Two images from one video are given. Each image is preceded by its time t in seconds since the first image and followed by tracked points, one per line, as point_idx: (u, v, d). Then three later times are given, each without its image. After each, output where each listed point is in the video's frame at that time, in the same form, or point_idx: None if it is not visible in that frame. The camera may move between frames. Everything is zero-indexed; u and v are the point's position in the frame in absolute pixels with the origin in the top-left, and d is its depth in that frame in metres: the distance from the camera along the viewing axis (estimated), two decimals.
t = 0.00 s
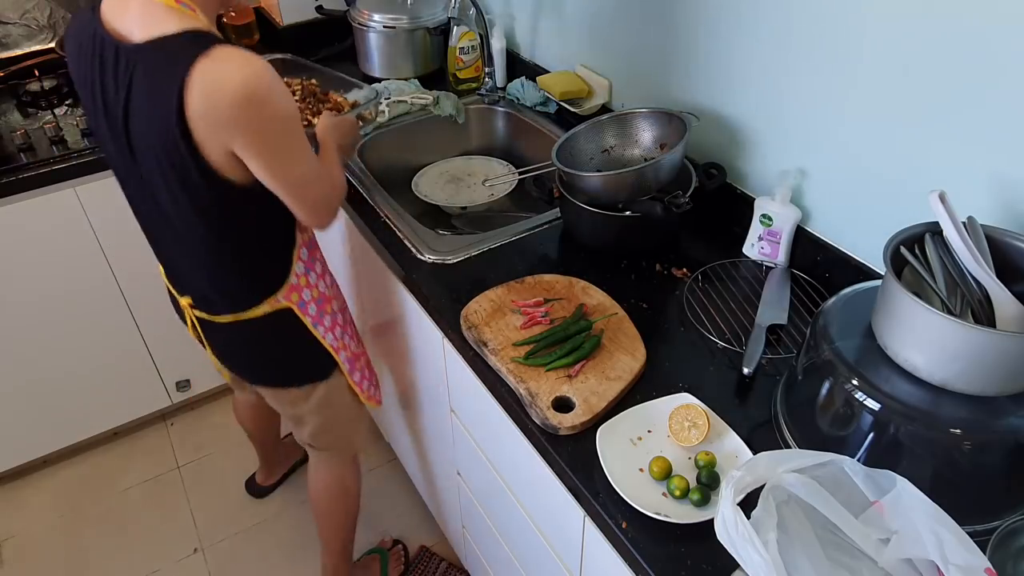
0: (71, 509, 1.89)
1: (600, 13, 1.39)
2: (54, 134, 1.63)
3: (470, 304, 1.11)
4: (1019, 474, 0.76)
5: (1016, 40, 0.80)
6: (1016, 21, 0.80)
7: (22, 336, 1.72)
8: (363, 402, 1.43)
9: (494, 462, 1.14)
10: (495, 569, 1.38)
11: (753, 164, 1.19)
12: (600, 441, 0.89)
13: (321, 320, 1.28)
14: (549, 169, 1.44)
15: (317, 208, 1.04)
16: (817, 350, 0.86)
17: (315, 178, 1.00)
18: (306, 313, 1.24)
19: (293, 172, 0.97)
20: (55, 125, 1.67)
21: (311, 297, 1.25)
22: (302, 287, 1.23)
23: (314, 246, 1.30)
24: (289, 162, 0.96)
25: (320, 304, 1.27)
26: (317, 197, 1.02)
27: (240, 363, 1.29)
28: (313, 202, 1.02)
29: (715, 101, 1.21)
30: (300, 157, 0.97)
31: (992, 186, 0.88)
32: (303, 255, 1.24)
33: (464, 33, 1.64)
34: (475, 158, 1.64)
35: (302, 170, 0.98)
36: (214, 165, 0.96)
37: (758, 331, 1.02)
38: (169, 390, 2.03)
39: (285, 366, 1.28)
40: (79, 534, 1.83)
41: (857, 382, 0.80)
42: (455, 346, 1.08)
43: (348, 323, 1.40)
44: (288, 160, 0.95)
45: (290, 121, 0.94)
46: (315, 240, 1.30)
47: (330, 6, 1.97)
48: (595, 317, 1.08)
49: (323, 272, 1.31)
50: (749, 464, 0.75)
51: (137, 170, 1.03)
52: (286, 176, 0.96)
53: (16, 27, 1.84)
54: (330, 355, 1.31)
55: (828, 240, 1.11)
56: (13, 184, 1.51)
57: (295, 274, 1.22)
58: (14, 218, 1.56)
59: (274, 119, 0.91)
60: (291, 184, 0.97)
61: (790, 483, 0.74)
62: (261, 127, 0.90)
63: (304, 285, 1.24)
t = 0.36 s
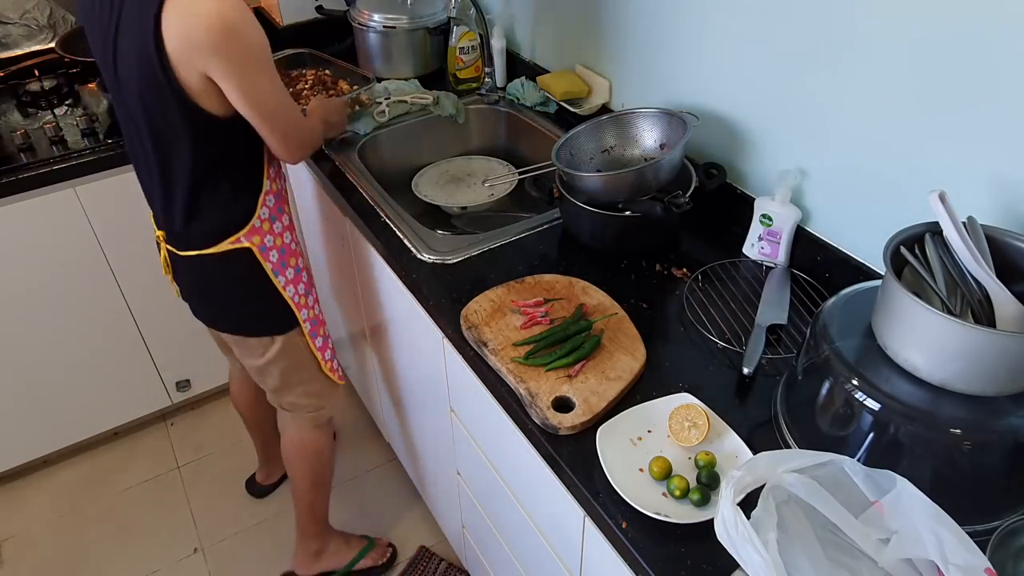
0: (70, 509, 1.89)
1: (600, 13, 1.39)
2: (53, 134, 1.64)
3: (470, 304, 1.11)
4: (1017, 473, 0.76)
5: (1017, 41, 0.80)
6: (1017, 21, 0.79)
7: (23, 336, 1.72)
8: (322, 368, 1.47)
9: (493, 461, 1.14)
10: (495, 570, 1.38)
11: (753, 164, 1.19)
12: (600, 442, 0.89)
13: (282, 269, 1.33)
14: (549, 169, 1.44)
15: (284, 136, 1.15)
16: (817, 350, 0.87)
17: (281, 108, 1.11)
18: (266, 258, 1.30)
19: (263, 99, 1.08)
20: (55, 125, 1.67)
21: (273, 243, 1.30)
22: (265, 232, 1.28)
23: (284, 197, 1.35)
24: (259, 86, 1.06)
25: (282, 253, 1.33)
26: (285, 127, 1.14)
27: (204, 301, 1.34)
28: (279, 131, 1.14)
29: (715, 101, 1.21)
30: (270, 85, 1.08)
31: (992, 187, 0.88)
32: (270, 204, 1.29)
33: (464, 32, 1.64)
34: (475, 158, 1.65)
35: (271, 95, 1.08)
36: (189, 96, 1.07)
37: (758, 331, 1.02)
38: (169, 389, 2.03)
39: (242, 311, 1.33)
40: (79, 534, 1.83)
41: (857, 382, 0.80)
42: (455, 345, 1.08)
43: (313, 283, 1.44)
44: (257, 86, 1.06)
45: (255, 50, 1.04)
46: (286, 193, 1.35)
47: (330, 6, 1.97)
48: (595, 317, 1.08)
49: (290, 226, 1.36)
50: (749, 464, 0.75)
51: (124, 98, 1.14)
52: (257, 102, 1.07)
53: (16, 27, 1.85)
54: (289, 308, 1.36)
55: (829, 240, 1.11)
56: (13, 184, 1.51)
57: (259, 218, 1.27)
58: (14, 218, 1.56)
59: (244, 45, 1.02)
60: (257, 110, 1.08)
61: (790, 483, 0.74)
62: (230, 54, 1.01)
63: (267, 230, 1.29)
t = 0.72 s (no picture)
0: (70, 509, 1.89)
1: (601, 12, 1.39)
2: (53, 134, 1.63)
3: (470, 304, 1.11)
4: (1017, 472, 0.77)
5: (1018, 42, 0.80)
6: (1018, 20, 0.79)
7: (23, 336, 1.72)
8: (314, 359, 1.46)
9: (493, 461, 1.14)
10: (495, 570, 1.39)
11: (752, 163, 1.19)
12: (600, 441, 0.89)
13: (275, 257, 1.32)
14: (549, 169, 1.44)
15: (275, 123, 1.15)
16: (817, 350, 0.87)
17: (273, 92, 1.11)
18: (259, 244, 1.29)
19: (251, 80, 1.08)
20: (54, 125, 1.67)
21: (267, 230, 1.29)
22: (259, 218, 1.28)
23: (282, 185, 1.35)
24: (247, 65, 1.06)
25: (276, 240, 1.32)
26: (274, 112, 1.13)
27: (197, 284, 1.34)
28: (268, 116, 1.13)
29: (715, 101, 1.21)
30: (259, 66, 1.08)
31: (993, 187, 0.88)
32: (265, 189, 1.28)
33: (464, 32, 1.64)
34: (475, 158, 1.65)
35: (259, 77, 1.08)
36: (181, 78, 1.08)
37: (758, 331, 1.02)
38: (169, 389, 2.03)
39: (236, 296, 1.32)
40: (79, 533, 1.83)
41: (857, 382, 0.80)
42: (454, 345, 1.08)
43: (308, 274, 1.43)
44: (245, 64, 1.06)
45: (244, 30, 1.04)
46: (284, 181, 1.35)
47: (330, 6, 1.97)
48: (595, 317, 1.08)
49: (287, 214, 1.35)
50: (749, 464, 0.75)
51: (122, 80, 1.15)
52: (244, 82, 1.07)
53: (16, 27, 1.84)
54: (280, 295, 1.35)
55: (828, 240, 1.11)
56: (13, 184, 1.51)
57: (253, 204, 1.26)
58: (14, 218, 1.56)
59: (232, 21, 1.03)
60: (245, 89, 1.07)
61: (790, 483, 0.74)
62: (217, 26, 1.01)
63: (261, 217, 1.28)
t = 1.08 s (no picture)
0: (70, 509, 1.89)
1: (602, 12, 1.39)
2: (53, 134, 1.63)
3: (470, 304, 1.11)
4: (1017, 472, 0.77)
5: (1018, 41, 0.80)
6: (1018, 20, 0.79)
7: (23, 336, 1.72)
8: (283, 383, 1.43)
9: (493, 460, 1.14)
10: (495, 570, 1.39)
11: (752, 163, 1.19)
12: (600, 441, 0.89)
13: (251, 274, 1.28)
14: (549, 169, 1.44)
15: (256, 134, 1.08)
16: (817, 350, 0.87)
17: (268, 118, 1.08)
18: (233, 261, 1.25)
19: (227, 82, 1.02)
20: (54, 125, 1.67)
21: (243, 247, 1.25)
22: (236, 234, 1.24)
23: (275, 201, 1.29)
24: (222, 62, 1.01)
25: (255, 259, 1.28)
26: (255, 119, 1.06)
27: (186, 290, 1.32)
28: (248, 125, 1.06)
29: (715, 101, 1.21)
30: (235, 65, 1.02)
31: (992, 187, 0.88)
32: (248, 206, 1.24)
33: (464, 32, 1.63)
34: (475, 158, 1.65)
35: (237, 79, 1.02)
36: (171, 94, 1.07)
37: (758, 331, 1.02)
38: (169, 389, 2.03)
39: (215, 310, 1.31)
40: (79, 533, 1.83)
41: (857, 382, 0.80)
42: (454, 345, 1.08)
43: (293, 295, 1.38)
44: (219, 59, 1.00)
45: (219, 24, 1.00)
46: (278, 200, 1.29)
47: (330, 6, 1.97)
48: (594, 317, 1.08)
49: (276, 233, 1.30)
50: (749, 464, 0.75)
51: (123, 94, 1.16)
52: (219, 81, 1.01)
53: (16, 27, 1.84)
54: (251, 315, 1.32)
55: (829, 240, 1.11)
56: (13, 184, 1.51)
57: (232, 218, 1.23)
58: (13, 218, 1.56)
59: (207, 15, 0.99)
60: (233, 111, 1.04)
61: (790, 483, 0.74)
62: (199, 51, 0.99)
63: (238, 233, 1.24)
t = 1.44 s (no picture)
0: (70, 509, 1.89)
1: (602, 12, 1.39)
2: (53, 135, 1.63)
3: (470, 304, 1.11)
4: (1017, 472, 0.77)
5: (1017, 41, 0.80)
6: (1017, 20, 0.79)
7: (24, 337, 1.72)
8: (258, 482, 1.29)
9: (493, 462, 1.14)
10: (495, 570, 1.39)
11: (752, 163, 1.19)
12: (600, 441, 0.89)
13: (211, 376, 1.12)
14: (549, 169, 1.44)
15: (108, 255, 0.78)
16: (817, 350, 0.87)
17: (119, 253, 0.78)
18: (189, 361, 1.09)
19: (97, 171, 0.75)
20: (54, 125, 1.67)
21: (199, 349, 1.09)
22: (191, 335, 1.07)
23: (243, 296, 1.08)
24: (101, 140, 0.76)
25: (215, 360, 1.11)
26: (112, 234, 0.78)
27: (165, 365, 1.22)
28: (104, 239, 0.77)
29: (715, 101, 1.21)
30: (111, 166, 0.76)
31: (992, 187, 0.88)
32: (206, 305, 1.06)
33: (464, 32, 1.64)
34: (475, 158, 1.64)
35: (114, 167, 0.77)
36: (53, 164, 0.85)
37: (758, 331, 1.02)
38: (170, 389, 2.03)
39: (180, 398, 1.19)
40: (80, 533, 1.83)
41: (857, 382, 0.80)
42: (454, 345, 1.08)
43: (268, 394, 1.20)
44: (95, 135, 0.76)
45: (116, 102, 0.79)
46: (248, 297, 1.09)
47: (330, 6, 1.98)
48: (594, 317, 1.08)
49: (244, 331, 1.11)
50: (749, 464, 0.75)
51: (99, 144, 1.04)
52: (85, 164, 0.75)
53: (16, 27, 1.84)
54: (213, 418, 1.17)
55: (828, 240, 1.11)
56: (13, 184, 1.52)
57: (186, 319, 1.06)
58: (14, 218, 1.56)
59: (102, 87, 0.78)
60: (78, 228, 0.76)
61: (790, 483, 0.74)
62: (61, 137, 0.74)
63: (194, 333, 1.07)
